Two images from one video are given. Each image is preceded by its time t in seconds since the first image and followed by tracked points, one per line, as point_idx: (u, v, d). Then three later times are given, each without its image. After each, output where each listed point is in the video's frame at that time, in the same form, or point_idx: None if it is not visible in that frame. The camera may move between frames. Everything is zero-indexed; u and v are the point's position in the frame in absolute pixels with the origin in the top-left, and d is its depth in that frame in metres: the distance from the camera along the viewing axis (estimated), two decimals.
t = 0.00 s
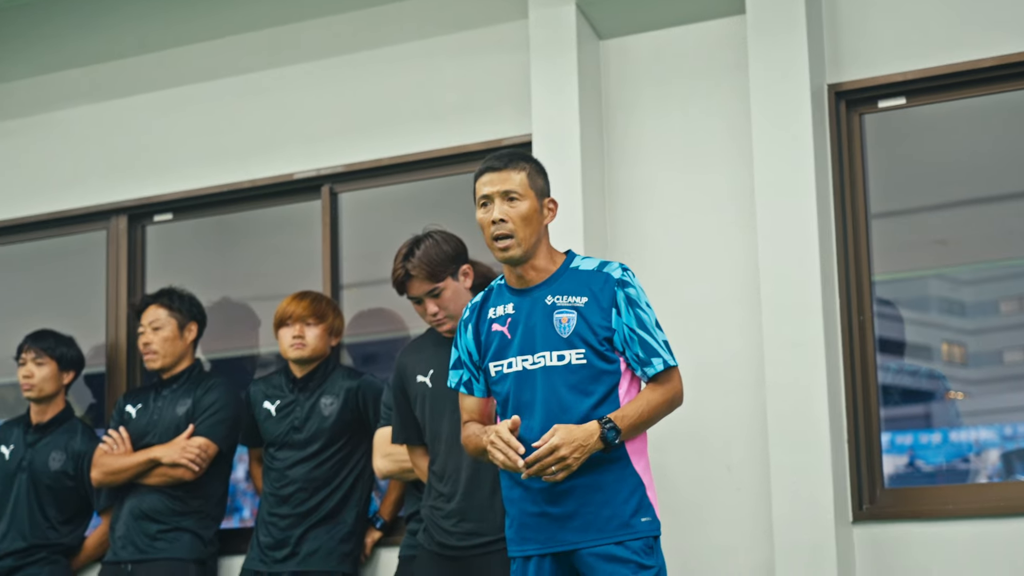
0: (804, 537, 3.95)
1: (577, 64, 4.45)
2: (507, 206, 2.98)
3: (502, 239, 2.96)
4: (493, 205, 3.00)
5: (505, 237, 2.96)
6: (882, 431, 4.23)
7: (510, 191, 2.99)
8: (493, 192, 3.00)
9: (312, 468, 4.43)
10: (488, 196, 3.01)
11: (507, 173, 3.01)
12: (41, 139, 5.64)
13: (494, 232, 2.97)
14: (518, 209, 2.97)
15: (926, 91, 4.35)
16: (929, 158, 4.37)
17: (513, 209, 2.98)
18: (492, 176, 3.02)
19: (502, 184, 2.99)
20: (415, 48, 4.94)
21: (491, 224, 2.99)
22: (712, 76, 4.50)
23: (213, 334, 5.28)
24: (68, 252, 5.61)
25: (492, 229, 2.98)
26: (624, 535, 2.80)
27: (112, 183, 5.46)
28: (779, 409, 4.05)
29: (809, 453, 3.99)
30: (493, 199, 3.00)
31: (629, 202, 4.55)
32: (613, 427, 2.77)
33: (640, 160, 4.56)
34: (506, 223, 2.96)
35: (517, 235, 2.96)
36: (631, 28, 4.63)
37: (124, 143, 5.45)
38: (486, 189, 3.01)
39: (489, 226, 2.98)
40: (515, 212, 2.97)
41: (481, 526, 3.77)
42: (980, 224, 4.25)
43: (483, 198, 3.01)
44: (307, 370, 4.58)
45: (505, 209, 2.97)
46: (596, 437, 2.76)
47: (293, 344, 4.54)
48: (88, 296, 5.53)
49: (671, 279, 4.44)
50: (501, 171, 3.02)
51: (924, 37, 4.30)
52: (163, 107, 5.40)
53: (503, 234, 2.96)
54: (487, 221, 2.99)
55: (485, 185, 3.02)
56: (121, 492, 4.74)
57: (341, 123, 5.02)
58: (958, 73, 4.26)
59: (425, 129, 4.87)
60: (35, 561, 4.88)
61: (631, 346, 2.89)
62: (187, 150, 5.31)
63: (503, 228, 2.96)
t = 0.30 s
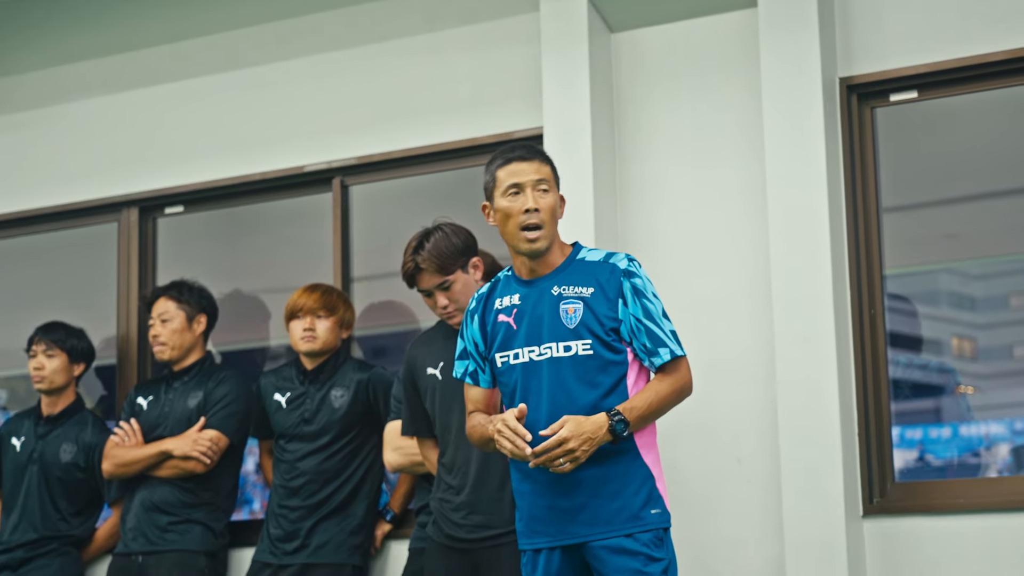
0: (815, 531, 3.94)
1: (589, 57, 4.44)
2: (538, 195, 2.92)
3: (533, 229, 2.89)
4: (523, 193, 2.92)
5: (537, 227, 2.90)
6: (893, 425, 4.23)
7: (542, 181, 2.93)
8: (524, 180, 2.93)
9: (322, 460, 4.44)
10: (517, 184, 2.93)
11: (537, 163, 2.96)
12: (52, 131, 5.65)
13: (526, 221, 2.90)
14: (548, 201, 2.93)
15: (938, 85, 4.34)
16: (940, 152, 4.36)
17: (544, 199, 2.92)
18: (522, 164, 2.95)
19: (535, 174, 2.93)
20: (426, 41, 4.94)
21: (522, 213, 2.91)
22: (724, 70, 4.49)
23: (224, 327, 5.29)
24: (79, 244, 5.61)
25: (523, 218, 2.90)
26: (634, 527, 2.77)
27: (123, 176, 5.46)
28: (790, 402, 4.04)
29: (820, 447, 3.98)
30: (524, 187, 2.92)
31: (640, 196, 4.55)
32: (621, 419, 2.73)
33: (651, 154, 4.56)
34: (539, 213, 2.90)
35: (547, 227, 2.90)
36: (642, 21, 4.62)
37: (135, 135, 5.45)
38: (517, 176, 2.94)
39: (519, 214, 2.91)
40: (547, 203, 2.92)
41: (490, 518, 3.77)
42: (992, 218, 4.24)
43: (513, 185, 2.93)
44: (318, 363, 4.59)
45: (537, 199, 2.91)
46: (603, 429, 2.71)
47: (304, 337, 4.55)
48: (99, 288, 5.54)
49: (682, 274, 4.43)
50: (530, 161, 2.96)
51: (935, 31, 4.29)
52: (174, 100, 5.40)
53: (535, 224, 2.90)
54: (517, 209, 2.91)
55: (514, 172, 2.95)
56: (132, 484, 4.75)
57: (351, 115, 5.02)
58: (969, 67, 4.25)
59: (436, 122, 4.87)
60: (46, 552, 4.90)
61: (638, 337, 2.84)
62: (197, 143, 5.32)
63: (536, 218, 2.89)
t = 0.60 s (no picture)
0: (824, 526, 3.94)
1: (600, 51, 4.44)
2: (560, 190, 2.91)
3: (554, 223, 2.88)
4: (546, 186, 2.91)
5: (558, 221, 2.89)
6: (902, 421, 4.22)
7: (564, 176, 2.93)
8: (547, 173, 2.92)
9: (332, 453, 4.44)
10: (540, 176, 2.92)
11: (559, 157, 2.95)
12: (62, 124, 5.65)
13: (547, 214, 2.89)
14: (570, 196, 2.92)
15: (949, 79, 4.32)
16: (951, 146, 4.34)
17: (565, 194, 2.92)
18: (546, 157, 2.94)
19: (558, 168, 2.92)
20: (437, 35, 4.94)
21: (543, 206, 2.90)
22: (735, 63, 4.48)
23: (233, 319, 5.30)
24: (89, 236, 5.62)
25: (544, 211, 2.89)
26: (647, 521, 2.77)
27: (134, 168, 5.46)
28: (800, 397, 4.04)
29: (831, 442, 3.98)
30: (547, 180, 2.91)
31: (650, 189, 4.55)
32: (636, 415, 2.73)
33: (661, 147, 4.55)
34: (561, 208, 2.89)
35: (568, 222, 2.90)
36: (652, 15, 4.61)
37: (146, 128, 5.46)
38: (540, 169, 2.92)
39: (541, 207, 2.89)
40: (568, 198, 2.92)
41: (498, 512, 3.76)
42: (1002, 213, 4.22)
43: (536, 177, 2.92)
44: (327, 356, 4.59)
45: (560, 193, 2.91)
46: (619, 426, 2.71)
47: (313, 330, 4.55)
48: (110, 280, 5.55)
49: (691, 268, 4.43)
50: (553, 155, 2.95)
51: (947, 26, 4.27)
52: (185, 93, 5.40)
53: (556, 218, 2.89)
54: (539, 202, 2.90)
55: (537, 165, 2.93)
56: (142, 477, 4.76)
57: (362, 109, 5.03)
58: (980, 63, 4.23)
59: (447, 115, 4.87)
60: (56, 544, 4.91)
61: (650, 332, 2.84)
62: (208, 135, 5.32)
63: (558, 212, 2.89)
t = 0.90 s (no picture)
0: (833, 520, 3.94)
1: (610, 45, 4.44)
2: (576, 181, 2.91)
3: (571, 215, 2.88)
4: (562, 178, 2.90)
5: (574, 214, 2.88)
6: (911, 416, 4.21)
7: (580, 168, 2.92)
8: (563, 165, 2.91)
9: (341, 446, 4.44)
10: (556, 168, 2.91)
11: (575, 149, 2.94)
12: (72, 116, 5.66)
13: (564, 206, 2.88)
14: (586, 188, 2.92)
15: (959, 74, 4.31)
16: (960, 141, 4.33)
17: (581, 185, 2.91)
18: (561, 149, 2.93)
19: (574, 160, 2.92)
20: (447, 28, 4.94)
21: (560, 198, 2.88)
22: (745, 57, 4.48)
23: (241, 313, 5.30)
24: (99, 229, 5.63)
25: (561, 203, 2.88)
26: (661, 513, 2.77)
27: (143, 161, 5.47)
28: (809, 392, 4.04)
29: (840, 437, 3.97)
30: (563, 172, 2.90)
31: (660, 184, 4.54)
32: (651, 409, 2.74)
33: (671, 142, 4.55)
34: (578, 200, 2.88)
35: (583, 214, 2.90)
36: (662, 9, 4.60)
37: (156, 121, 5.47)
38: (556, 161, 2.91)
39: (557, 198, 2.88)
40: (584, 190, 2.91)
41: (504, 506, 3.75)
42: (1011, 209, 4.21)
43: (553, 168, 2.90)
44: (336, 349, 4.61)
45: (576, 185, 2.90)
46: (634, 420, 2.71)
47: (322, 323, 4.56)
48: (119, 273, 5.56)
49: (701, 262, 4.42)
50: (569, 146, 2.94)
51: (958, 20, 4.26)
52: (194, 85, 5.41)
53: (572, 210, 2.88)
54: (555, 193, 2.89)
55: (553, 157, 2.92)
56: (150, 470, 4.77)
57: (371, 102, 5.03)
58: (991, 57, 4.22)
59: (456, 109, 4.87)
60: (65, 536, 4.92)
61: (665, 326, 2.85)
62: (218, 128, 5.33)
63: (574, 204, 2.88)
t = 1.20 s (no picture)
0: (840, 517, 3.94)
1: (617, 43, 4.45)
2: (594, 174, 2.91)
3: (588, 208, 2.88)
4: (580, 170, 2.91)
5: (591, 207, 2.88)
6: (917, 414, 4.21)
7: (598, 162, 2.92)
8: (580, 157, 2.91)
9: (347, 442, 4.45)
10: (574, 161, 2.92)
11: (592, 142, 2.95)
12: (79, 112, 5.66)
13: (581, 199, 2.88)
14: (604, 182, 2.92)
15: (967, 70, 4.30)
16: (968, 138, 4.32)
17: (599, 179, 2.92)
18: (579, 142, 2.94)
19: (592, 153, 2.92)
20: (454, 24, 4.94)
21: (577, 190, 2.89)
22: (752, 54, 4.47)
23: (248, 308, 5.31)
24: (105, 224, 5.64)
25: (578, 196, 2.89)
26: (672, 510, 2.78)
27: (150, 157, 5.48)
28: (816, 389, 4.04)
29: (846, 434, 3.97)
30: (581, 165, 2.91)
31: (667, 180, 4.54)
32: (665, 405, 2.74)
33: (679, 138, 4.55)
34: (595, 193, 2.89)
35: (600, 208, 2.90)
36: (670, 5, 4.60)
37: (163, 116, 5.47)
38: (574, 154, 2.92)
39: (575, 191, 2.89)
40: (601, 184, 2.92)
41: (506, 502, 3.74)
42: (1019, 206, 4.20)
43: (573, 160, 2.91)
44: (343, 345, 4.60)
45: (595, 178, 2.91)
46: (648, 415, 2.71)
47: (329, 318, 4.56)
48: (126, 268, 5.57)
49: (708, 259, 4.42)
50: (587, 140, 2.95)
51: (965, 17, 4.24)
52: (201, 81, 5.41)
53: (590, 203, 2.88)
54: (573, 185, 2.89)
55: (571, 149, 2.93)
56: (158, 465, 4.78)
57: (379, 98, 5.04)
58: (999, 54, 4.21)
59: (463, 105, 4.87)
60: (71, 531, 4.93)
61: (676, 322, 2.85)
62: (224, 123, 5.33)
63: (592, 197, 2.88)
